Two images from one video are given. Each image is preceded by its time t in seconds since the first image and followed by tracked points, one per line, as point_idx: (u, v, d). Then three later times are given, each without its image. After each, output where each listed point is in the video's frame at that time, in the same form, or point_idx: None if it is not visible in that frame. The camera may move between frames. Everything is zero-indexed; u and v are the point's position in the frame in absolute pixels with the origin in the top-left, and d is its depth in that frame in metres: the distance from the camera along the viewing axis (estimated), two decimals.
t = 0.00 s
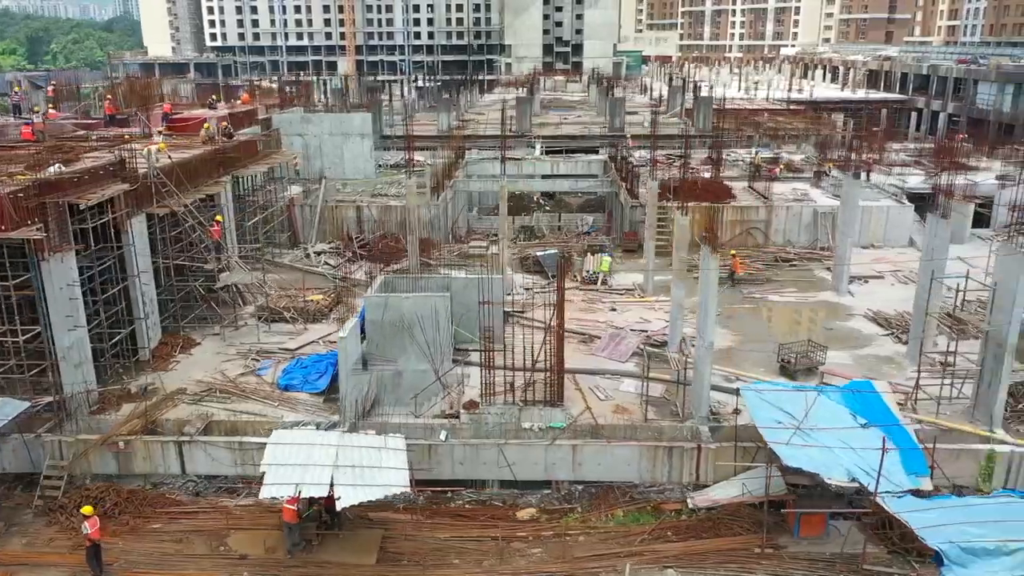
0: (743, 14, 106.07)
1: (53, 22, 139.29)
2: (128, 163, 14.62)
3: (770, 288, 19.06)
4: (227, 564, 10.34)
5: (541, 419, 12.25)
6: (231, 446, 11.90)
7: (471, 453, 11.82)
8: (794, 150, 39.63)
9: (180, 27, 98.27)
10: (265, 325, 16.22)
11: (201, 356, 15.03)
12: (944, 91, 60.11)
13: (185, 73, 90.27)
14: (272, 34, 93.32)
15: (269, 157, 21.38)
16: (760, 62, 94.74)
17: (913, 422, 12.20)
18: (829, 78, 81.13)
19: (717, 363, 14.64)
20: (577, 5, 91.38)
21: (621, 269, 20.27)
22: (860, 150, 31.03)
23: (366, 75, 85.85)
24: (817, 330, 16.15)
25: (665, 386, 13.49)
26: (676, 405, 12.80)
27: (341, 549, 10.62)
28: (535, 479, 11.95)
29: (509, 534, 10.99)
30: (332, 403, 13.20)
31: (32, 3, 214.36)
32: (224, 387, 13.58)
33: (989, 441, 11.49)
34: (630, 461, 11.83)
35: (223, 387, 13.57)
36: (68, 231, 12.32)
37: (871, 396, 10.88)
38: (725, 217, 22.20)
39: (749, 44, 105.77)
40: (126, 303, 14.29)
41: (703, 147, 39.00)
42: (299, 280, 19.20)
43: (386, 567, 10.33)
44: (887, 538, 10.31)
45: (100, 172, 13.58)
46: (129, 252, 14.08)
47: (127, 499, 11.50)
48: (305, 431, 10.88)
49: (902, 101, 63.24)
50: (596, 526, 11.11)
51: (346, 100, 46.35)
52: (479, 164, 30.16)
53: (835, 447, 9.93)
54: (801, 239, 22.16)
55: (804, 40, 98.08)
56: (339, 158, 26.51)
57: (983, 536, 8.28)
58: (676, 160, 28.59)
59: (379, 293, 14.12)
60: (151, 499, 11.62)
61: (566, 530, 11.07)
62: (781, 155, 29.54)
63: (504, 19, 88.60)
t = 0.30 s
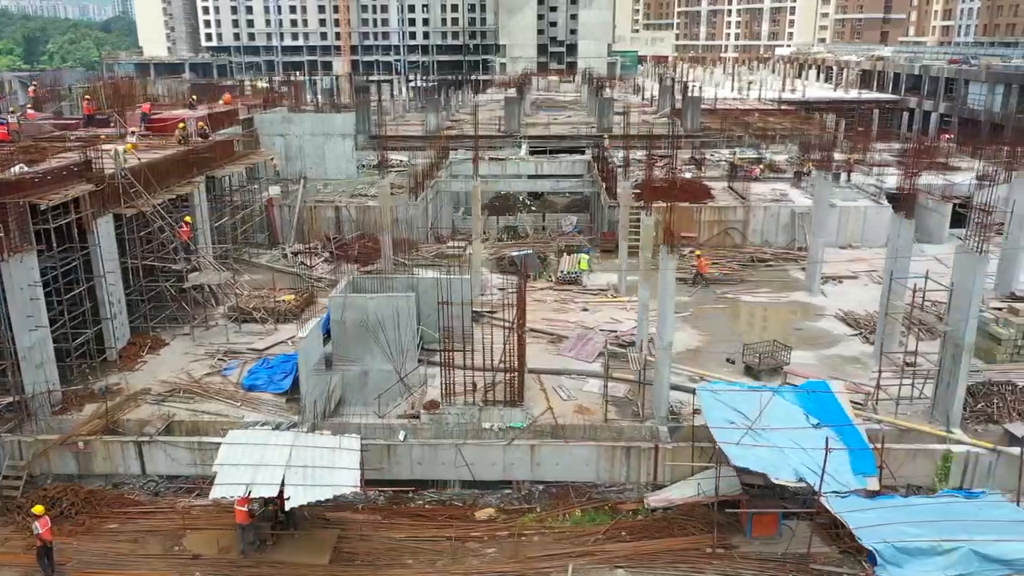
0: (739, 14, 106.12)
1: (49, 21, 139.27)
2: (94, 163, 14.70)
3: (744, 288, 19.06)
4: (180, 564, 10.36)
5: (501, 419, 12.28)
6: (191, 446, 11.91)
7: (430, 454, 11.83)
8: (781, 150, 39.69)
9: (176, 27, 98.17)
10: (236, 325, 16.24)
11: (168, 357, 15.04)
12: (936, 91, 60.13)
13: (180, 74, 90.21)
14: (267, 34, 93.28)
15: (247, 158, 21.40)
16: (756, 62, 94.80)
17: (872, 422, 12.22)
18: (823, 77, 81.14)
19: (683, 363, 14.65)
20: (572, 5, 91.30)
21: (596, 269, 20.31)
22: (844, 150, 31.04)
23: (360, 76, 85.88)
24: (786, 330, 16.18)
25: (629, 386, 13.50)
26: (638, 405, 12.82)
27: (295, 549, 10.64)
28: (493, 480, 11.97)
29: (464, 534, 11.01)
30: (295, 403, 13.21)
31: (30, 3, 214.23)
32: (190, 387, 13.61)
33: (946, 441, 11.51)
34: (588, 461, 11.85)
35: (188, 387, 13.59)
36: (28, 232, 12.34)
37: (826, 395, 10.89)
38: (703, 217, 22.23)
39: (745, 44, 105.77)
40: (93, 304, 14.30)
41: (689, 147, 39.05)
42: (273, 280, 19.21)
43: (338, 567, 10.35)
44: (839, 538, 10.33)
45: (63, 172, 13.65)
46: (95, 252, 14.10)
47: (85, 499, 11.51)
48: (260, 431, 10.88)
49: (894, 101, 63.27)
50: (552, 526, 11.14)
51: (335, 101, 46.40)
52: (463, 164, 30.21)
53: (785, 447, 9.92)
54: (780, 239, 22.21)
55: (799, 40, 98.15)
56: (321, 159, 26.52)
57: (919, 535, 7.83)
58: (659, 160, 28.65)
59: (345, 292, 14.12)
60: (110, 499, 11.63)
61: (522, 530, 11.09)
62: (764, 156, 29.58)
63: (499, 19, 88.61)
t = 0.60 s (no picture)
0: (734, 14, 106.04)
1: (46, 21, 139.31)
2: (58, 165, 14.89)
3: (716, 288, 19.07)
4: (131, 564, 10.38)
5: (460, 420, 12.30)
6: (148, 446, 11.90)
7: (386, 454, 11.85)
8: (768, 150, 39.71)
9: (171, 27, 98.12)
10: (204, 325, 16.26)
11: (135, 357, 15.04)
12: (927, 91, 60.09)
13: (175, 73, 89.98)
14: (262, 34, 93.26)
15: (223, 158, 21.41)
16: (750, 62, 94.76)
17: (829, 422, 12.26)
18: (816, 77, 81.11)
19: (647, 363, 14.67)
20: (566, 5, 91.28)
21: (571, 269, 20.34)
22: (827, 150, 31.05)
23: (355, 76, 85.89)
24: (754, 330, 16.20)
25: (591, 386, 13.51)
26: (598, 406, 12.83)
27: (248, 549, 10.66)
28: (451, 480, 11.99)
29: (418, 534, 11.03)
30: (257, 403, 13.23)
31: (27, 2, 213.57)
32: (153, 387, 13.62)
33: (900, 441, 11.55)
34: (545, 461, 11.86)
35: (152, 388, 13.60)
36: None
37: (778, 396, 10.92)
38: (680, 217, 22.24)
39: (741, 44, 105.71)
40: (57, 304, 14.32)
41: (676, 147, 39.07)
42: (247, 281, 19.24)
43: (289, 567, 10.36)
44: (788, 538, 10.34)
45: (25, 174, 13.87)
46: (60, 253, 14.15)
47: (41, 499, 11.53)
48: (213, 431, 10.89)
49: (886, 101, 63.23)
50: (506, 526, 11.16)
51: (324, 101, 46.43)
52: (446, 165, 30.25)
53: (733, 447, 9.95)
54: (757, 239, 22.24)
55: (794, 40, 98.17)
56: (302, 159, 26.54)
57: (851, 535, 7.80)
58: (640, 161, 28.71)
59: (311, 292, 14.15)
60: (67, 499, 11.64)
61: (476, 530, 11.11)
62: (747, 156, 29.61)
63: (494, 19, 88.52)
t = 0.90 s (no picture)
0: (730, 14, 105.85)
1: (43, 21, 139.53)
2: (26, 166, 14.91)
3: (689, 288, 19.06)
4: (84, 564, 10.41)
5: (419, 420, 12.32)
6: (106, 447, 11.90)
7: (344, 455, 11.85)
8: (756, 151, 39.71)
9: (167, 27, 98.17)
10: (174, 326, 16.28)
11: (102, 357, 15.06)
12: (919, 91, 60.04)
13: (170, 73, 89.78)
14: (257, 34, 93.28)
15: (201, 159, 21.42)
16: (745, 62, 94.73)
17: (788, 423, 12.27)
18: (810, 77, 81.08)
19: (613, 363, 14.68)
20: (561, 5, 91.20)
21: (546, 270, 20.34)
22: (811, 151, 31.03)
23: (350, 76, 85.88)
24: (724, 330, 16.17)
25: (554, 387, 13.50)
26: (558, 407, 12.82)
27: (201, 550, 10.68)
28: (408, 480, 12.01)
29: (372, 534, 11.06)
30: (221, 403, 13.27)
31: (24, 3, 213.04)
32: (117, 388, 13.64)
33: (857, 442, 11.57)
34: (501, 461, 11.89)
35: (116, 388, 13.63)
36: None
37: (731, 397, 10.94)
38: (658, 217, 22.23)
39: (736, 44, 105.66)
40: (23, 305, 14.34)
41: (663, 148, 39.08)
42: (221, 281, 19.26)
43: (241, 568, 10.38)
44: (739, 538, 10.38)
45: None
46: (25, 253, 14.17)
47: None
48: (167, 432, 10.90)
49: (879, 101, 63.16)
50: (460, 526, 11.18)
51: (314, 102, 46.45)
52: (429, 165, 30.30)
53: (682, 446, 9.98)
54: (733, 239, 22.29)
55: (790, 40, 98.20)
56: (283, 159, 26.55)
57: (785, 536, 7.83)
58: (622, 162, 28.74)
59: (277, 293, 14.22)
60: (25, 500, 11.67)
61: (431, 530, 11.13)
62: (730, 156, 29.64)
63: (488, 19, 88.46)
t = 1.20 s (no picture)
0: (726, 14, 105.82)
1: (40, 21, 139.37)
2: None
3: (663, 289, 19.08)
4: (37, 564, 10.43)
5: (378, 421, 12.35)
6: (65, 447, 11.93)
7: (301, 455, 11.89)
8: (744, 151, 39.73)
9: (162, 27, 98.01)
10: (143, 327, 16.29)
11: (69, 358, 15.08)
12: (911, 92, 60.03)
13: (165, 73, 89.66)
14: (253, 34, 93.20)
15: (177, 160, 21.45)
16: (740, 62, 94.68)
17: (747, 423, 12.28)
18: (804, 78, 81.06)
19: (578, 364, 14.70)
20: (555, 5, 91.07)
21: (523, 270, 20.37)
22: (795, 151, 31.09)
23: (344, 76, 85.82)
24: (693, 330, 16.20)
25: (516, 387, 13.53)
26: (518, 407, 12.85)
27: (155, 550, 10.69)
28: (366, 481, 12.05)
29: (327, 535, 11.08)
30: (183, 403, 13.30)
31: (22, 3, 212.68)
32: (81, 389, 13.66)
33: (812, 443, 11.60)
34: (459, 461, 11.92)
35: (79, 389, 13.65)
36: None
37: (685, 397, 10.96)
38: (636, 217, 22.25)
39: (732, 44, 105.61)
40: None
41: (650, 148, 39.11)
42: (195, 281, 19.26)
43: (193, 568, 10.39)
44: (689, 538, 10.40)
45: None
46: None
47: None
48: (122, 433, 10.89)
49: (871, 101, 63.17)
50: (416, 527, 11.20)
51: (304, 102, 46.47)
52: (413, 166, 30.35)
53: (631, 447, 10.00)
54: (711, 240, 22.38)
55: (785, 40, 98.22)
56: (264, 159, 26.56)
57: (720, 536, 7.84)
58: (605, 163, 28.79)
59: (244, 292, 14.23)
60: None
61: (386, 530, 11.15)
62: (713, 156, 29.67)
63: (483, 19, 88.47)
